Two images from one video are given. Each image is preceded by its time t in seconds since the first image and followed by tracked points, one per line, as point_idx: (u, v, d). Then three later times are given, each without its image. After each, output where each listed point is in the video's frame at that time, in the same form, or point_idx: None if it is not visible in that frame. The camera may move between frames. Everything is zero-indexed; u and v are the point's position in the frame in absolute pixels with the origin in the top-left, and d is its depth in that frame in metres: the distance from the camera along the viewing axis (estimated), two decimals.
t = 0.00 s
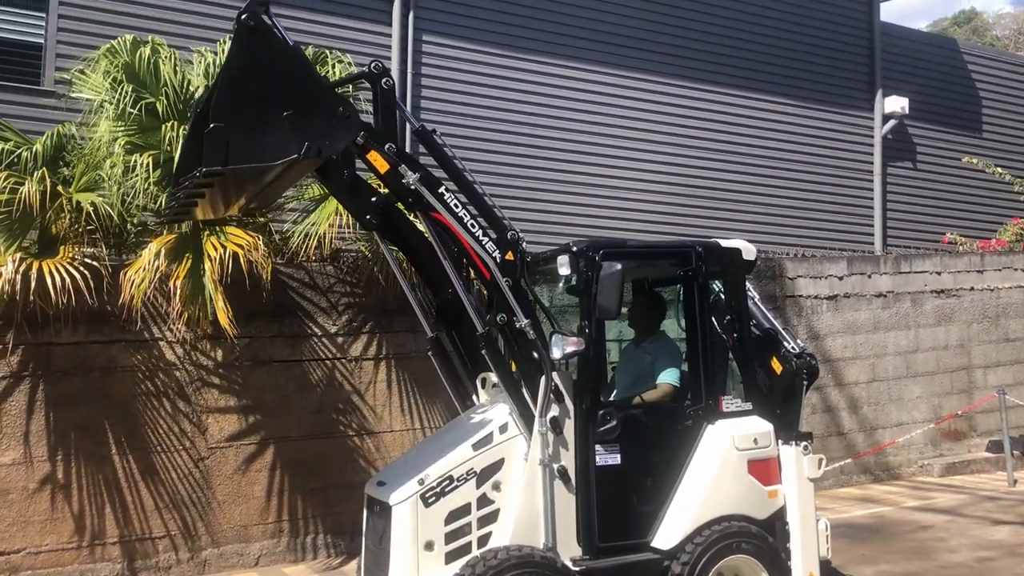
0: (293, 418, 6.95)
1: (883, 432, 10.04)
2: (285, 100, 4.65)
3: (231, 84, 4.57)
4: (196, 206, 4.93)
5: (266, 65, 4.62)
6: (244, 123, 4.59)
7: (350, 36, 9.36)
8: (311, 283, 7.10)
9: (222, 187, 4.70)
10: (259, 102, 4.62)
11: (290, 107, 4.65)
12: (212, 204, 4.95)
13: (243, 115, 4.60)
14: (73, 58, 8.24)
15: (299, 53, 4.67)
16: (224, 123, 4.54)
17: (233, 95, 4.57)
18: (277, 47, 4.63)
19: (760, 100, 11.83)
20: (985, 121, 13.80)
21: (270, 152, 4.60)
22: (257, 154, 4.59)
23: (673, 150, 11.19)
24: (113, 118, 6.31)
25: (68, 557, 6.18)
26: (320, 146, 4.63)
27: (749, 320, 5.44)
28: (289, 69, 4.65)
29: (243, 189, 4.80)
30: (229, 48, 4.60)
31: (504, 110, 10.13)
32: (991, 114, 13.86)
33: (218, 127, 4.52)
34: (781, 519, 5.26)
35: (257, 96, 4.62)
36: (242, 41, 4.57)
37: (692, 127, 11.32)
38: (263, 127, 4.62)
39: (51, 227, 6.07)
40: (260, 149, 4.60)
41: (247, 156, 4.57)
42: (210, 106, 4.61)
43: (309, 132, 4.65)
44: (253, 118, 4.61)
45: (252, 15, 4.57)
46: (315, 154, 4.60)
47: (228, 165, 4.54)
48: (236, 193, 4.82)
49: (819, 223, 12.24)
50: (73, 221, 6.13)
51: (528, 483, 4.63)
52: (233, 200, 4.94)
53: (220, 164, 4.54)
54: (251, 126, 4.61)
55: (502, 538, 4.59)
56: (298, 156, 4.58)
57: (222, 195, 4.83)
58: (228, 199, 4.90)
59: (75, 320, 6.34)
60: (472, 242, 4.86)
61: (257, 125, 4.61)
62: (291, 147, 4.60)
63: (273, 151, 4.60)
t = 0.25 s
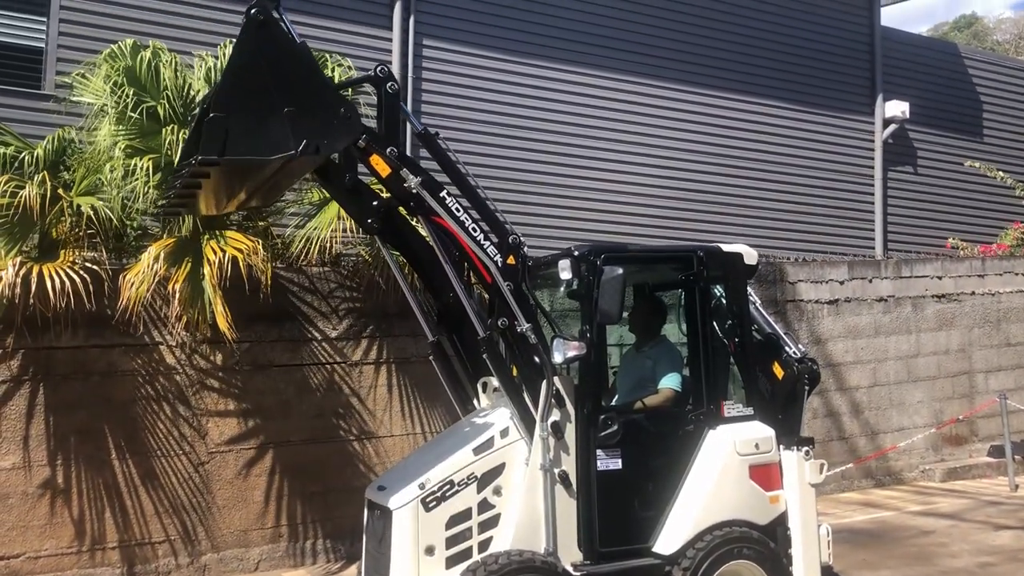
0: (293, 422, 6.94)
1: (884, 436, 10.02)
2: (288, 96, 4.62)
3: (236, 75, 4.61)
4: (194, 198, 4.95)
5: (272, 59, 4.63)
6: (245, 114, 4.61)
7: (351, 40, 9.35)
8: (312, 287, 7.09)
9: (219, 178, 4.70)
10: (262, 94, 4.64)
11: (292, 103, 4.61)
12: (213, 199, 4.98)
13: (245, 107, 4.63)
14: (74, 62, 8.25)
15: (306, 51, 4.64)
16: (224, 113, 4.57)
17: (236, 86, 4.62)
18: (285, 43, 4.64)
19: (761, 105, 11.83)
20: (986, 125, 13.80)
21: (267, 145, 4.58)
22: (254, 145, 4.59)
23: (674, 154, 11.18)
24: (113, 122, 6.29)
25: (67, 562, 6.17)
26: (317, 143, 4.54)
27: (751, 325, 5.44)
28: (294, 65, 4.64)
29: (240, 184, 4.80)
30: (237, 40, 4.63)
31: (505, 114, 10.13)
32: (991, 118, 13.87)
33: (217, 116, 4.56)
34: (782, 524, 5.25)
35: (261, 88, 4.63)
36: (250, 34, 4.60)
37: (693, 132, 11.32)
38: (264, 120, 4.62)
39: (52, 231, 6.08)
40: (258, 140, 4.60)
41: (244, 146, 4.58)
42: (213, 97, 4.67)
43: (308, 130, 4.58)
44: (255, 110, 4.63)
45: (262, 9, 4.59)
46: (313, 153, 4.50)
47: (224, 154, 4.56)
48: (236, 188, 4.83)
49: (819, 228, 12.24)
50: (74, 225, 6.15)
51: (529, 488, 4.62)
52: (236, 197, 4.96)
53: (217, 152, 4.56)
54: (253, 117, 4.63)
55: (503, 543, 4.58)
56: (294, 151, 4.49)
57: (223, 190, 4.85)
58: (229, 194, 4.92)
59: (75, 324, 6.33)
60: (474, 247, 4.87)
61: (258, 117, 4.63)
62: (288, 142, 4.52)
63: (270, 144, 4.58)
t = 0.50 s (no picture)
0: (292, 424, 6.93)
1: (884, 439, 10.02)
2: (288, 93, 4.57)
3: (238, 67, 4.47)
4: (190, 194, 4.95)
5: (276, 55, 4.56)
6: (244, 107, 4.46)
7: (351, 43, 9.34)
8: (311, 289, 7.09)
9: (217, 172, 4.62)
10: (262, 88, 4.52)
11: (292, 100, 4.56)
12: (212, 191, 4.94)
13: (242, 100, 4.47)
14: (75, 64, 8.25)
15: (310, 52, 4.65)
16: (223, 102, 4.40)
17: (237, 77, 4.46)
18: (290, 42, 4.60)
19: (761, 108, 11.84)
20: (985, 128, 13.81)
21: (264, 139, 4.49)
22: (251, 138, 4.45)
23: (674, 157, 11.19)
24: (113, 124, 6.29)
25: (66, 565, 6.16)
26: (314, 142, 4.54)
27: (751, 328, 5.42)
28: (297, 63, 4.60)
29: (235, 182, 4.80)
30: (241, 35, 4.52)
31: (505, 117, 10.13)
32: (991, 121, 13.88)
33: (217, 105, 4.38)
34: (782, 528, 5.24)
35: (261, 82, 4.52)
36: (257, 27, 4.50)
37: (692, 135, 11.33)
38: (263, 114, 4.51)
39: (52, 234, 6.08)
40: (256, 134, 4.47)
41: (242, 139, 4.42)
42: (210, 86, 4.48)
43: (306, 128, 4.56)
44: (253, 103, 4.49)
45: (268, 4, 4.52)
46: (308, 150, 4.51)
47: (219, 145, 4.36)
48: (235, 181, 4.78)
49: (819, 230, 12.23)
50: (74, 227, 6.16)
51: (528, 491, 4.62)
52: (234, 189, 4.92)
53: (211, 141, 4.33)
54: (251, 110, 4.48)
55: (502, 546, 4.57)
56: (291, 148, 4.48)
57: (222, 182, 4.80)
58: (228, 187, 4.88)
59: (75, 327, 6.33)
60: (473, 250, 4.87)
61: (257, 110, 4.50)
62: (285, 139, 4.49)
63: (268, 139, 4.49)
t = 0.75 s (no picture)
0: (290, 425, 6.93)
1: (883, 441, 10.02)
2: (288, 92, 4.56)
3: (239, 66, 4.47)
4: (190, 189, 4.89)
5: (277, 55, 4.56)
6: (244, 105, 4.45)
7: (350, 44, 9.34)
8: (310, 290, 7.09)
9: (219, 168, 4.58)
10: (262, 87, 4.51)
11: (292, 99, 4.56)
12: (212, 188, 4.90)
13: (243, 99, 4.46)
14: (74, 65, 8.24)
15: (311, 52, 4.65)
16: (224, 100, 4.39)
17: (237, 77, 4.46)
18: (291, 42, 4.61)
19: (760, 110, 11.85)
20: (984, 130, 13.82)
21: (264, 138, 4.47)
22: (251, 135, 4.43)
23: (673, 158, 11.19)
24: (113, 125, 6.29)
25: (65, 566, 6.15)
26: (314, 141, 4.53)
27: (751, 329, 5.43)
28: (298, 63, 4.60)
29: (235, 180, 4.77)
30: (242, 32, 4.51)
31: (504, 118, 10.13)
32: (990, 123, 13.89)
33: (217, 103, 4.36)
34: (782, 529, 5.24)
35: (262, 81, 4.51)
36: (257, 27, 4.51)
37: (691, 136, 11.33)
38: (263, 113, 4.50)
39: (51, 235, 6.08)
40: (256, 133, 4.45)
41: (242, 137, 4.40)
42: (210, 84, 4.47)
43: (306, 127, 4.55)
44: (254, 102, 4.48)
45: (269, 4, 4.53)
46: (308, 149, 4.48)
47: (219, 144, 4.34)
48: (236, 178, 4.74)
49: (818, 232, 12.24)
50: (73, 228, 6.15)
51: (528, 493, 4.62)
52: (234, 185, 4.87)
53: (211, 139, 4.30)
54: (251, 109, 4.47)
55: (502, 547, 4.57)
56: (292, 147, 4.46)
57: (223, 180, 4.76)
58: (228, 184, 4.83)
59: (73, 327, 6.32)
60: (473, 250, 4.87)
61: (257, 109, 4.49)
62: (285, 138, 4.48)
63: (268, 138, 4.47)
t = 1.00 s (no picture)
0: (290, 425, 6.93)
1: (883, 441, 10.02)
2: (288, 92, 4.56)
3: (238, 67, 4.48)
4: (190, 189, 4.87)
5: (276, 55, 4.56)
6: (243, 106, 4.45)
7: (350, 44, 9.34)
8: (310, 290, 7.09)
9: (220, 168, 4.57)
10: (262, 88, 4.51)
11: (291, 100, 4.56)
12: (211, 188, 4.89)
13: (243, 99, 4.46)
14: (74, 65, 8.24)
15: (311, 52, 4.66)
16: (223, 101, 4.39)
17: (236, 77, 4.47)
18: (290, 42, 4.61)
19: (759, 110, 11.85)
20: (984, 131, 13.83)
21: (263, 139, 4.47)
22: (250, 135, 4.44)
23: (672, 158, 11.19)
24: (113, 125, 6.29)
25: (64, 566, 6.15)
26: (313, 142, 4.53)
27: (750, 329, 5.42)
28: (297, 63, 4.60)
29: (235, 180, 4.77)
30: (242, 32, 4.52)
31: (504, 118, 10.13)
32: (989, 124, 13.90)
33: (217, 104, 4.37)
34: (781, 529, 5.24)
35: (261, 81, 4.52)
36: (256, 28, 4.51)
37: (691, 136, 11.33)
38: (262, 113, 4.50)
39: (51, 234, 6.08)
40: (255, 133, 4.46)
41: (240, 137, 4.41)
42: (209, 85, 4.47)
43: (305, 128, 4.55)
44: (252, 102, 4.48)
45: (269, 4, 4.54)
46: (307, 149, 4.49)
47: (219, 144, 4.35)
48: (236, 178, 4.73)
49: (818, 232, 12.24)
50: (73, 228, 6.16)
51: (527, 493, 4.62)
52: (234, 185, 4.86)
53: (210, 140, 4.31)
54: (250, 110, 4.47)
55: (501, 547, 4.57)
56: (291, 148, 4.46)
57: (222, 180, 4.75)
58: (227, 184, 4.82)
59: (73, 327, 6.32)
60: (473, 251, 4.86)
61: (256, 109, 4.49)
62: (284, 138, 4.48)
63: (267, 138, 4.47)
